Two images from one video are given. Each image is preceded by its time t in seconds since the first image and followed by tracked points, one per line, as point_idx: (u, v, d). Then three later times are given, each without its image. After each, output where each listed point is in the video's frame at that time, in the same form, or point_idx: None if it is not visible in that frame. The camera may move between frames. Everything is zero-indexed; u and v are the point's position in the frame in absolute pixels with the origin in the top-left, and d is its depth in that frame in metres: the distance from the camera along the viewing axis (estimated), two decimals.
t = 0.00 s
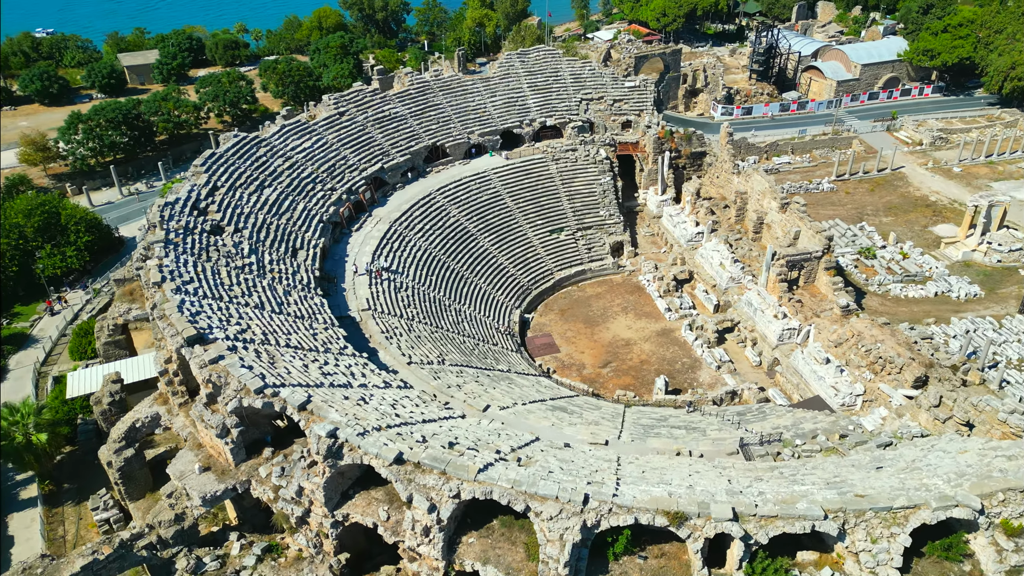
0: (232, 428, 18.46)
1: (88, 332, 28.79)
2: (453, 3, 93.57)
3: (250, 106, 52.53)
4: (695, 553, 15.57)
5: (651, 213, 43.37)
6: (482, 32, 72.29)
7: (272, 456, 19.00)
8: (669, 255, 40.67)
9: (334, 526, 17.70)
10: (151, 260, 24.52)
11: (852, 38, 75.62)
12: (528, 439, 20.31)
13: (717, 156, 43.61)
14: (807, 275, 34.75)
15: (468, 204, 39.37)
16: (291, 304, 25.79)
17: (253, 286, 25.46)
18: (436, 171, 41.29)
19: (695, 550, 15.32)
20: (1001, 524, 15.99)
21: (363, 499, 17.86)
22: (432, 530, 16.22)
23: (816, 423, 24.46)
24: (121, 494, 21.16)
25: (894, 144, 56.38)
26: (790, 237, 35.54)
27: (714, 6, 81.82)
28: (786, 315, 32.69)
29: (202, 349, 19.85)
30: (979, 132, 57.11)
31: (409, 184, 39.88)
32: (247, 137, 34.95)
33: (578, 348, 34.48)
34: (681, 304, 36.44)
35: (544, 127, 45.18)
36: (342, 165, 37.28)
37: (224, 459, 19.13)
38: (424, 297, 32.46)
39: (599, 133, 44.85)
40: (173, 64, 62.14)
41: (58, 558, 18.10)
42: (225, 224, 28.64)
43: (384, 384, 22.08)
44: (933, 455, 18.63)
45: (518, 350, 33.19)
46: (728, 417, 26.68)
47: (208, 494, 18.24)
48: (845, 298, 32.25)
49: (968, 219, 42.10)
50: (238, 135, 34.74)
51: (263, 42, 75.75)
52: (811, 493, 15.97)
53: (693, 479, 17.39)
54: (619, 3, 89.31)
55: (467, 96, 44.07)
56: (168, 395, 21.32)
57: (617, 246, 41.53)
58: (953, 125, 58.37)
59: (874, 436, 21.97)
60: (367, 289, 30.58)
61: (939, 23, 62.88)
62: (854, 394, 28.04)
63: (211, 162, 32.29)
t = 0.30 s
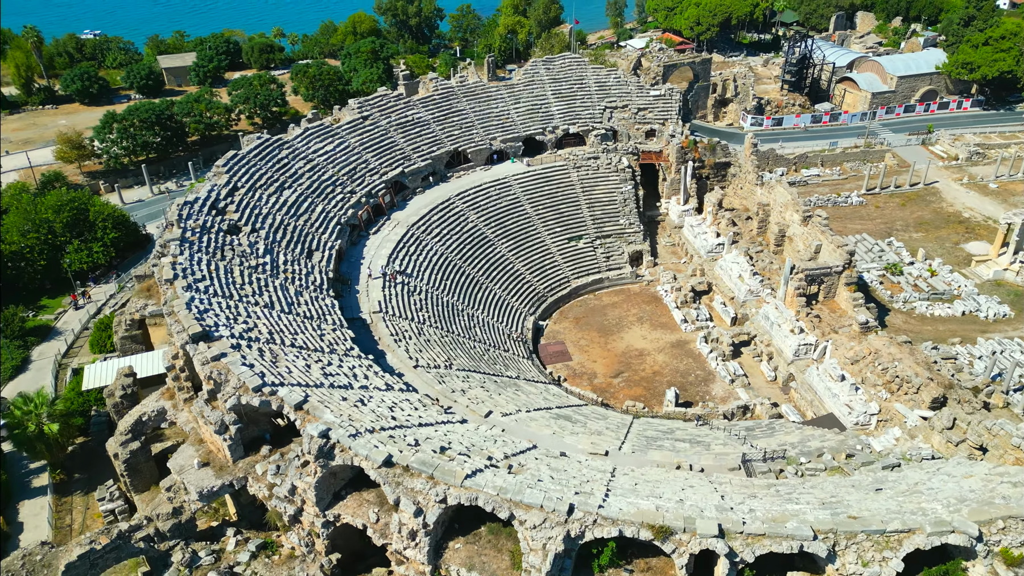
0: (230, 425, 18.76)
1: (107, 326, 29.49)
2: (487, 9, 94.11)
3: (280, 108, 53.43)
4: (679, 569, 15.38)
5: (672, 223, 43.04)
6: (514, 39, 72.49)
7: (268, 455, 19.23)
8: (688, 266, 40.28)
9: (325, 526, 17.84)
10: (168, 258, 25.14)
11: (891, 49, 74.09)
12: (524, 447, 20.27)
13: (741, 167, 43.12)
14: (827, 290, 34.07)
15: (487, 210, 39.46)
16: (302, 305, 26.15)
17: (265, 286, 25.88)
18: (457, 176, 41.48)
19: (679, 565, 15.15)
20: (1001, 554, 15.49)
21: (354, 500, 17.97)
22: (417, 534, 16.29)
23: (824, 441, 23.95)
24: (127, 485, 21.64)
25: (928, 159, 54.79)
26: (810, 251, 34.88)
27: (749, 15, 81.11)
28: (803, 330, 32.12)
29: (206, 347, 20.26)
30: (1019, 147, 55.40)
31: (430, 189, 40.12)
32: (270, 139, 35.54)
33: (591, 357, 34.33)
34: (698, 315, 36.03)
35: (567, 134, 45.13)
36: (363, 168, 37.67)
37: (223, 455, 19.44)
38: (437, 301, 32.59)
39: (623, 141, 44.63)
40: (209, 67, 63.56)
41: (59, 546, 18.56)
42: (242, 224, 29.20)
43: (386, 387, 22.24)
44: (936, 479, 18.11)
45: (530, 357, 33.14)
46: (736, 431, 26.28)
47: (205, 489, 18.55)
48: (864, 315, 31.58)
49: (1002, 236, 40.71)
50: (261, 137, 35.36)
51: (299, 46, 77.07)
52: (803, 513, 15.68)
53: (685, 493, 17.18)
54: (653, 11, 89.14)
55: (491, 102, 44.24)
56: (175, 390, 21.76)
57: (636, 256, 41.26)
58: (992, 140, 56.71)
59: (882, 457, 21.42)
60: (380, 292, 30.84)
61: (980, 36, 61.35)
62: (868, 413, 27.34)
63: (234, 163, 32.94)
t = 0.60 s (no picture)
0: (230, 428, 19.05)
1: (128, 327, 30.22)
2: (523, 23, 94.73)
3: (311, 117, 54.39)
4: None
5: (695, 239, 42.82)
6: (546, 52, 72.72)
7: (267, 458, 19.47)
8: (709, 283, 39.82)
9: (317, 532, 17.98)
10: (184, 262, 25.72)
11: (931, 67, 72.52)
12: (522, 460, 20.19)
13: (766, 185, 42.57)
14: (848, 312, 33.35)
15: (507, 222, 39.55)
16: (313, 311, 26.48)
17: (278, 291, 26.29)
18: (478, 188, 41.66)
19: None
20: None
21: (347, 507, 18.08)
22: (405, 544, 16.32)
23: (833, 466, 23.40)
24: (134, 483, 22.10)
25: (965, 180, 53.34)
26: (832, 271, 34.19)
27: (785, 31, 80.18)
28: (821, 352, 31.49)
29: (212, 350, 20.66)
30: None
31: (451, 200, 40.36)
32: (294, 147, 36.15)
33: (604, 372, 34.10)
34: (715, 333, 35.57)
35: (590, 148, 45.09)
36: (385, 178, 38.07)
37: (223, 457, 19.74)
38: (450, 311, 32.70)
39: (647, 156, 44.39)
40: (246, 76, 65.03)
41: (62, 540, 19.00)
42: (260, 230, 29.73)
43: (389, 395, 22.36)
44: (941, 510, 17.55)
45: (542, 371, 33.03)
46: (745, 452, 25.82)
47: (203, 489, 18.85)
48: (885, 338, 30.81)
49: None
50: (286, 145, 35.99)
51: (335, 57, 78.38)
52: (795, 539, 15.35)
53: (677, 514, 16.94)
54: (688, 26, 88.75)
55: (515, 115, 44.42)
56: (183, 391, 22.20)
57: (656, 271, 40.94)
58: None
59: (890, 486, 20.84)
60: (394, 300, 31.07)
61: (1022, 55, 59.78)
62: (883, 438, 26.59)
63: (257, 170, 33.58)
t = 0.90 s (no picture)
0: (232, 432, 19.37)
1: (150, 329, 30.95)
2: (559, 38, 95.21)
3: (342, 128, 55.28)
4: None
5: (719, 256, 42.27)
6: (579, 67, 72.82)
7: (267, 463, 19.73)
8: (731, 302, 39.29)
9: (311, 538, 18.13)
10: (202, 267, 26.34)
11: (974, 87, 70.77)
12: (520, 474, 20.11)
13: (793, 204, 41.94)
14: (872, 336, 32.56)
15: (528, 234, 39.60)
16: (325, 318, 26.81)
17: (292, 298, 26.70)
18: (501, 201, 41.80)
19: None
20: None
21: (342, 514, 18.20)
22: (394, 553, 16.39)
23: (843, 493, 22.82)
24: (143, 482, 22.56)
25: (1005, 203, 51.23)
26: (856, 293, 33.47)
27: (824, 48, 79.08)
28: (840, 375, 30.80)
29: (220, 354, 21.08)
30: None
31: (473, 212, 40.57)
32: (319, 157, 36.74)
33: (619, 388, 33.82)
34: (734, 353, 35.04)
35: (615, 163, 44.96)
36: (408, 189, 38.43)
37: (225, 460, 20.06)
38: (466, 322, 32.81)
39: (672, 172, 44.08)
40: (283, 87, 66.43)
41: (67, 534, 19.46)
42: (280, 238, 30.25)
43: (394, 404, 22.50)
44: (946, 544, 17.01)
45: (555, 386, 32.90)
46: (754, 475, 25.32)
47: (204, 491, 19.16)
48: (908, 363, 29.98)
49: None
50: (311, 155, 36.61)
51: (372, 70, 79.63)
52: (787, 565, 15.42)
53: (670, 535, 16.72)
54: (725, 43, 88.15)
55: (541, 128, 44.54)
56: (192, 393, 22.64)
57: (678, 288, 40.53)
58: None
59: (900, 517, 20.25)
60: (409, 310, 31.30)
61: None
62: (901, 466, 25.83)
63: (281, 179, 34.22)
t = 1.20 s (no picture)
0: (235, 436, 19.69)
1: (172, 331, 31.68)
2: (595, 53, 95.31)
3: (374, 139, 56.09)
4: None
5: (744, 275, 41.69)
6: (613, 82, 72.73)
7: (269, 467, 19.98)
8: (755, 321, 38.70)
9: (307, 544, 18.29)
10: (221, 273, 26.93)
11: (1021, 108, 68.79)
12: (519, 489, 20.03)
13: (822, 223, 41.23)
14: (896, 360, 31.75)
15: (550, 248, 39.57)
16: (339, 325, 27.13)
17: (307, 305, 27.09)
18: (524, 214, 41.89)
19: None
20: None
21: (338, 521, 18.34)
22: (383, 563, 16.45)
23: (854, 521, 22.22)
24: (153, 482, 23.03)
25: None
26: (881, 316, 32.72)
27: (865, 66, 77.74)
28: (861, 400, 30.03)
29: (230, 359, 21.49)
30: None
31: (495, 224, 40.72)
32: (344, 167, 37.31)
33: (635, 406, 33.48)
34: (754, 374, 34.47)
35: (641, 178, 44.73)
36: (431, 200, 38.75)
37: (229, 462, 20.39)
38: (481, 333, 32.86)
39: (699, 188, 43.65)
40: (319, 97, 67.67)
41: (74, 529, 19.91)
42: (300, 245, 30.73)
43: (399, 412, 22.63)
44: None
45: (569, 401, 32.71)
46: (764, 499, 24.82)
47: (206, 493, 19.49)
48: (932, 390, 29.11)
49: None
50: (336, 164, 37.19)
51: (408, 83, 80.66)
52: None
53: (662, 557, 16.49)
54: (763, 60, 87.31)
55: (567, 143, 44.58)
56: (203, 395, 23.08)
57: (700, 306, 40.05)
58: None
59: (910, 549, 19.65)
60: (425, 321, 31.50)
61: None
62: (919, 496, 25.03)
63: (306, 188, 34.83)
